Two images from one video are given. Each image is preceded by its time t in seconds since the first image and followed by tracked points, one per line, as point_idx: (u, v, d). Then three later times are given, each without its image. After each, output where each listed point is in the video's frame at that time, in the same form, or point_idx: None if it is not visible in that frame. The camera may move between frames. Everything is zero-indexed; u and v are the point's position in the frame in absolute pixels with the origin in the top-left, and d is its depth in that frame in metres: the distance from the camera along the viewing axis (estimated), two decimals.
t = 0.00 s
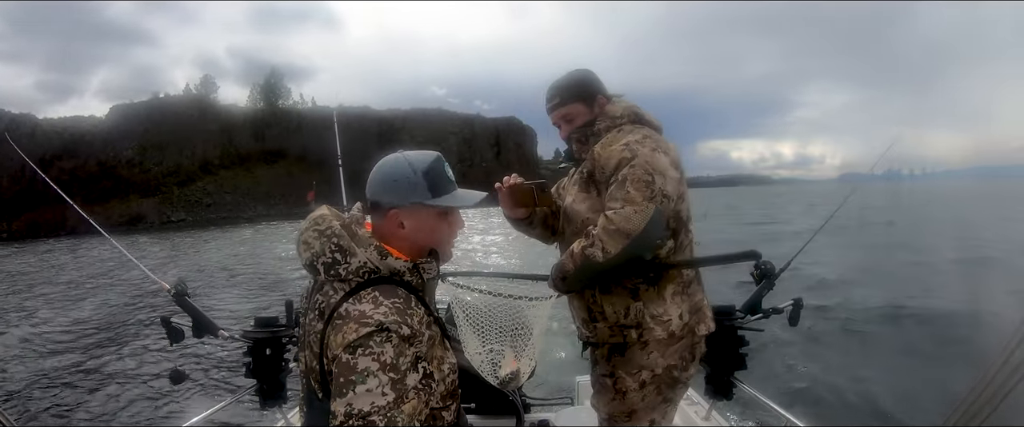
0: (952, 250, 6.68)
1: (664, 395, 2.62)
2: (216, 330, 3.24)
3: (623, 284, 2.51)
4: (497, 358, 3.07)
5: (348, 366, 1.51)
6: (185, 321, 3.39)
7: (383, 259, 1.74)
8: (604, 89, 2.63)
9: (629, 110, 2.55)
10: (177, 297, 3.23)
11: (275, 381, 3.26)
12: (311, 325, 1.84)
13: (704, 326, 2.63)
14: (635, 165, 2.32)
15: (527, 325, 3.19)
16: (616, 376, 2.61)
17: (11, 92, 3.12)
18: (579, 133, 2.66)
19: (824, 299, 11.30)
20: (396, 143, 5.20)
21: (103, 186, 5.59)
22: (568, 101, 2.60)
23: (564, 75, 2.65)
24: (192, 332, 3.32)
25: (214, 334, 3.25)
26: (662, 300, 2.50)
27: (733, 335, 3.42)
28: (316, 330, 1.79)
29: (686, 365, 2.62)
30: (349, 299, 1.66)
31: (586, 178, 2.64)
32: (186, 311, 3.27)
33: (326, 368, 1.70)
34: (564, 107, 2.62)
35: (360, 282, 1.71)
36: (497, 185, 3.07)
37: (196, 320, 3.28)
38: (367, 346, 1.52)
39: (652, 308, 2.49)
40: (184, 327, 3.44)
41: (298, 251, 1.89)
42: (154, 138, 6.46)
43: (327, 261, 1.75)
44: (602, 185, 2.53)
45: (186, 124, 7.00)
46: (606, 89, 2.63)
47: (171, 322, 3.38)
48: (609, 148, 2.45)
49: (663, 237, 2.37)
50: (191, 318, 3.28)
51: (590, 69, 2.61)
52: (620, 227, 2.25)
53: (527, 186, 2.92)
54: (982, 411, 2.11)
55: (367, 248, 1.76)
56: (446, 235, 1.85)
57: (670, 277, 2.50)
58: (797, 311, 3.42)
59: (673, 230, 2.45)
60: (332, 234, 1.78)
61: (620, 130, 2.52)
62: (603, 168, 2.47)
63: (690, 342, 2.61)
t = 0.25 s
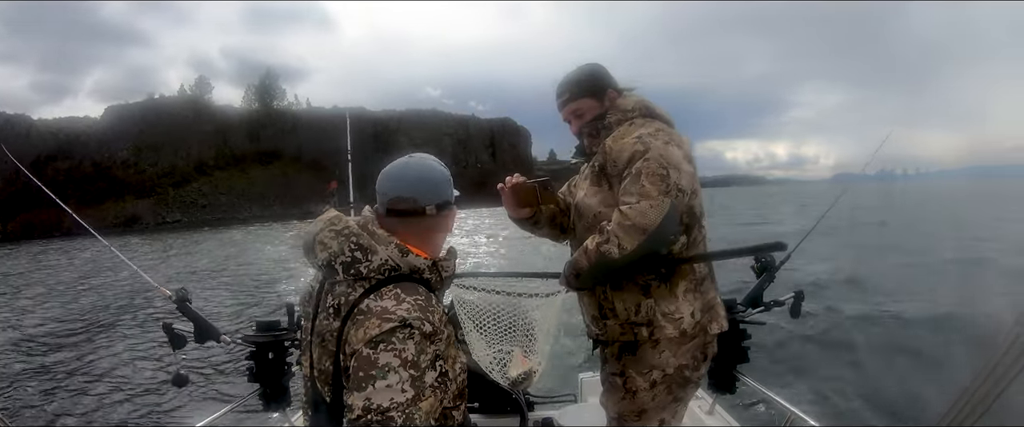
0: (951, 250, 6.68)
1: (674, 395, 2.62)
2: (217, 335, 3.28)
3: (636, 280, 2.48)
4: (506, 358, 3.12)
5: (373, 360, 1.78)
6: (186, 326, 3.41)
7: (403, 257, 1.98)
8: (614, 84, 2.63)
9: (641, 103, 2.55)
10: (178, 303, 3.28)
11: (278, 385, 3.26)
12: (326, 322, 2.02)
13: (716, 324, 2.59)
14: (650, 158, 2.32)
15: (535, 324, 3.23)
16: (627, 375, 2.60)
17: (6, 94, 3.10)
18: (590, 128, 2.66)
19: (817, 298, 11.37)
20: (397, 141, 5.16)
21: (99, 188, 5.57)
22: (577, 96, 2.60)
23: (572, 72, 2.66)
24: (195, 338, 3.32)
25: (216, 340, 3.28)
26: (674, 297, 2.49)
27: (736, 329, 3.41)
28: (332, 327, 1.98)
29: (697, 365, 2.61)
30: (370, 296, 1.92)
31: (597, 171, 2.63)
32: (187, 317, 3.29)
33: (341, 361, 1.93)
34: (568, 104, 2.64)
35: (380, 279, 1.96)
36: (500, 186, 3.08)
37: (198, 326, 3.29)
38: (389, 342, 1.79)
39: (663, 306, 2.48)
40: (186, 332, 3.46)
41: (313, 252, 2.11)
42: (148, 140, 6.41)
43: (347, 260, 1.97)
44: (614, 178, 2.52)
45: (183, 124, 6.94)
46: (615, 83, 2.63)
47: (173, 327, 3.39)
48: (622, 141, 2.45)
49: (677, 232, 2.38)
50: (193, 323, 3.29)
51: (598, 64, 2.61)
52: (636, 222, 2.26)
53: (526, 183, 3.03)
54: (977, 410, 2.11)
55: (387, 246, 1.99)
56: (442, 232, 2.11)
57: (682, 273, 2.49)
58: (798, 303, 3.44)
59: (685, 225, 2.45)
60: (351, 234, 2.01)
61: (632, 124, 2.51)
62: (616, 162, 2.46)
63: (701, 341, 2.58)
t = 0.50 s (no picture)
0: (946, 251, 6.69)
1: (680, 394, 2.62)
2: (218, 336, 3.27)
3: (636, 275, 2.50)
4: (517, 357, 3.17)
5: (395, 341, 1.88)
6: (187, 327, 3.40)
7: (414, 248, 2.09)
8: (617, 80, 2.64)
9: (644, 97, 2.54)
10: (179, 303, 3.27)
11: (279, 384, 3.24)
12: (343, 314, 2.12)
13: (722, 323, 2.55)
14: (649, 150, 2.32)
15: (545, 323, 3.27)
16: (631, 374, 2.61)
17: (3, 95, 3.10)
18: (593, 122, 2.67)
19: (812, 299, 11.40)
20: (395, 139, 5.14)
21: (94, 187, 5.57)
22: (583, 92, 2.63)
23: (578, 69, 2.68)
24: (196, 339, 3.32)
25: (218, 340, 3.28)
26: (676, 293, 2.49)
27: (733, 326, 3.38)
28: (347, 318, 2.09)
29: (702, 365, 2.59)
30: (384, 284, 2.03)
31: (599, 165, 2.63)
32: (187, 318, 3.28)
33: (358, 350, 2.04)
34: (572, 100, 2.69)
35: (392, 270, 2.06)
36: (499, 181, 3.09)
37: (199, 326, 3.28)
38: (408, 325, 1.90)
39: (664, 302, 2.49)
40: (187, 333, 3.45)
41: (316, 250, 2.19)
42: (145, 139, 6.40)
43: (359, 253, 2.07)
44: (615, 171, 2.52)
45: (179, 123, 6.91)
46: (619, 80, 2.63)
47: (174, 328, 3.38)
48: (623, 133, 2.44)
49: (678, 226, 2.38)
50: (194, 324, 3.28)
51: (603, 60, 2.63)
52: (635, 215, 2.26)
53: (520, 176, 3.08)
54: (976, 409, 2.13)
55: (398, 238, 2.10)
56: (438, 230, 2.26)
57: (684, 269, 2.49)
58: (799, 300, 3.46)
59: (687, 219, 2.46)
60: (360, 229, 2.09)
61: (634, 116, 2.50)
62: (616, 154, 2.46)
63: (705, 340, 2.56)
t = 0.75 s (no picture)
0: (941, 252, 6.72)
1: (678, 400, 2.62)
2: (218, 334, 3.26)
3: (638, 274, 2.50)
4: (519, 359, 3.14)
5: (404, 328, 1.94)
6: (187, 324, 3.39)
7: (410, 241, 2.14)
8: (625, 84, 2.61)
9: (651, 101, 2.52)
10: (180, 301, 3.27)
11: (279, 384, 3.23)
12: (340, 311, 2.14)
13: (723, 326, 2.57)
14: (656, 149, 2.31)
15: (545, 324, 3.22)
16: (629, 376, 2.61)
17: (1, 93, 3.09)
18: (601, 124, 2.65)
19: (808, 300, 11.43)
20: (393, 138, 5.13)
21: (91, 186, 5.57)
22: (591, 95, 2.62)
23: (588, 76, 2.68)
24: (196, 337, 3.31)
25: (217, 338, 3.27)
26: (677, 293, 2.48)
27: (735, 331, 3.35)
28: (348, 313, 2.12)
29: (703, 370, 2.60)
30: (385, 276, 2.08)
31: (604, 164, 2.62)
32: (188, 316, 3.27)
33: (358, 344, 2.08)
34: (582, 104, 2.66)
35: (389, 264, 2.10)
36: (505, 177, 3.02)
37: (200, 325, 3.28)
38: (415, 312, 1.96)
39: (666, 302, 2.48)
40: (187, 330, 3.44)
41: (310, 249, 2.21)
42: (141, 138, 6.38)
43: (357, 248, 2.09)
44: (620, 170, 2.51)
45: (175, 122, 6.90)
46: (627, 83, 2.61)
47: (174, 326, 3.37)
48: (630, 133, 2.43)
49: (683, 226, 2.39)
50: (194, 322, 3.27)
51: (612, 66, 2.62)
52: (642, 212, 2.24)
53: (524, 173, 3.00)
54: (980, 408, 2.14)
55: (394, 232, 2.14)
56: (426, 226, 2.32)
57: (685, 269, 2.49)
58: (800, 303, 3.46)
59: (691, 220, 2.45)
60: (356, 225, 2.12)
61: (642, 118, 2.49)
62: (622, 153, 2.44)
63: (704, 343, 2.56)
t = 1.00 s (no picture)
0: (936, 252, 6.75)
1: (668, 412, 2.63)
2: (217, 333, 3.25)
3: (637, 280, 2.49)
4: (514, 365, 3.13)
5: (398, 326, 1.97)
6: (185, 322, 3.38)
7: (397, 241, 2.13)
8: (627, 88, 2.59)
9: (654, 106, 2.51)
10: (178, 300, 3.25)
11: (278, 384, 3.15)
12: (330, 312, 2.16)
13: (722, 335, 2.56)
14: (657, 153, 2.30)
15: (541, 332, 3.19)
16: (623, 381, 2.61)
17: None
18: (602, 128, 2.63)
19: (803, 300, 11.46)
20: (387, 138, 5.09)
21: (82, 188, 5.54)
22: (593, 98, 2.61)
23: (593, 80, 2.66)
24: (194, 335, 3.30)
25: (216, 337, 3.26)
26: (676, 301, 2.47)
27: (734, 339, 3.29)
28: (338, 314, 2.14)
29: (699, 379, 2.60)
30: (374, 276, 2.09)
31: (604, 167, 2.61)
32: (186, 314, 3.26)
33: (351, 344, 2.09)
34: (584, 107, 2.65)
35: (377, 264, 2.11)
36: (502, 179, 3.02)
37: (198, 324, 3.26)
38: (406, 310, 1.99)
39: (665, 310, 2.48)
40: (185, 329, 3.44)
41: (297, 253, 2.21)
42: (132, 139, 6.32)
43: (344, 249, 2.10)
44: (620, 174, 2.50)
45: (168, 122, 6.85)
46: (631, 88, 2.58)
47: (172, 323, 3.35)
48: (631, 137, 2.43)
49: (683, 232, 2.37)
50: (193, 321, 3.26)
51: (615, 71, 2.60)
52: (641, 218, 2.24)
53: (523, 175, 3.01)
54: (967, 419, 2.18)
55: (380, 232, 2.14)
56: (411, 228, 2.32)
57: (685, 277, 2.47)
58: (799, 311, 3.47)
59: (692, 226, 2.43)
60: (341, 227, 2.12)
61: (644, 122, 2.48)
62: (622, 157, 2.44)
63: (704, 352, 2.56)
